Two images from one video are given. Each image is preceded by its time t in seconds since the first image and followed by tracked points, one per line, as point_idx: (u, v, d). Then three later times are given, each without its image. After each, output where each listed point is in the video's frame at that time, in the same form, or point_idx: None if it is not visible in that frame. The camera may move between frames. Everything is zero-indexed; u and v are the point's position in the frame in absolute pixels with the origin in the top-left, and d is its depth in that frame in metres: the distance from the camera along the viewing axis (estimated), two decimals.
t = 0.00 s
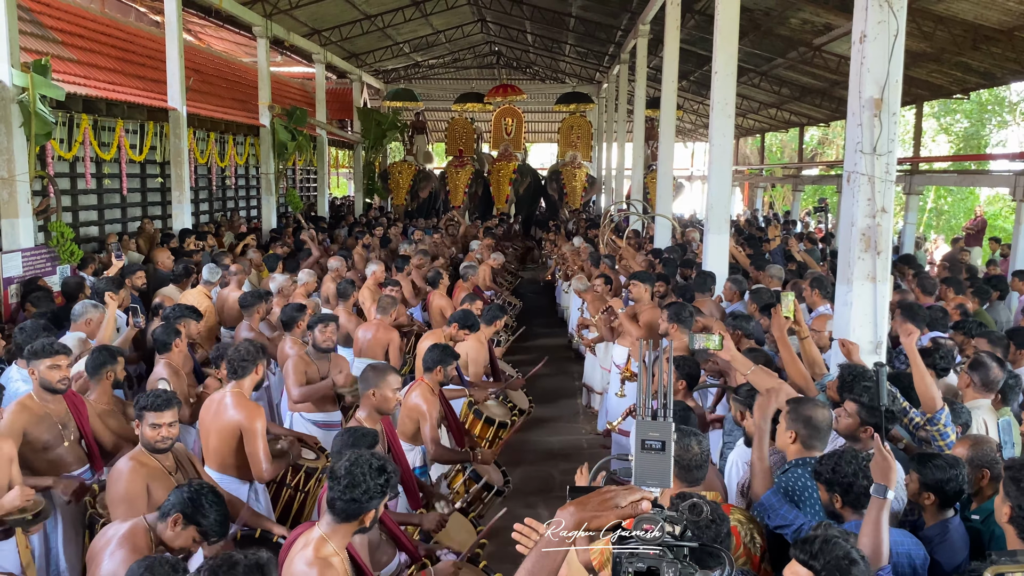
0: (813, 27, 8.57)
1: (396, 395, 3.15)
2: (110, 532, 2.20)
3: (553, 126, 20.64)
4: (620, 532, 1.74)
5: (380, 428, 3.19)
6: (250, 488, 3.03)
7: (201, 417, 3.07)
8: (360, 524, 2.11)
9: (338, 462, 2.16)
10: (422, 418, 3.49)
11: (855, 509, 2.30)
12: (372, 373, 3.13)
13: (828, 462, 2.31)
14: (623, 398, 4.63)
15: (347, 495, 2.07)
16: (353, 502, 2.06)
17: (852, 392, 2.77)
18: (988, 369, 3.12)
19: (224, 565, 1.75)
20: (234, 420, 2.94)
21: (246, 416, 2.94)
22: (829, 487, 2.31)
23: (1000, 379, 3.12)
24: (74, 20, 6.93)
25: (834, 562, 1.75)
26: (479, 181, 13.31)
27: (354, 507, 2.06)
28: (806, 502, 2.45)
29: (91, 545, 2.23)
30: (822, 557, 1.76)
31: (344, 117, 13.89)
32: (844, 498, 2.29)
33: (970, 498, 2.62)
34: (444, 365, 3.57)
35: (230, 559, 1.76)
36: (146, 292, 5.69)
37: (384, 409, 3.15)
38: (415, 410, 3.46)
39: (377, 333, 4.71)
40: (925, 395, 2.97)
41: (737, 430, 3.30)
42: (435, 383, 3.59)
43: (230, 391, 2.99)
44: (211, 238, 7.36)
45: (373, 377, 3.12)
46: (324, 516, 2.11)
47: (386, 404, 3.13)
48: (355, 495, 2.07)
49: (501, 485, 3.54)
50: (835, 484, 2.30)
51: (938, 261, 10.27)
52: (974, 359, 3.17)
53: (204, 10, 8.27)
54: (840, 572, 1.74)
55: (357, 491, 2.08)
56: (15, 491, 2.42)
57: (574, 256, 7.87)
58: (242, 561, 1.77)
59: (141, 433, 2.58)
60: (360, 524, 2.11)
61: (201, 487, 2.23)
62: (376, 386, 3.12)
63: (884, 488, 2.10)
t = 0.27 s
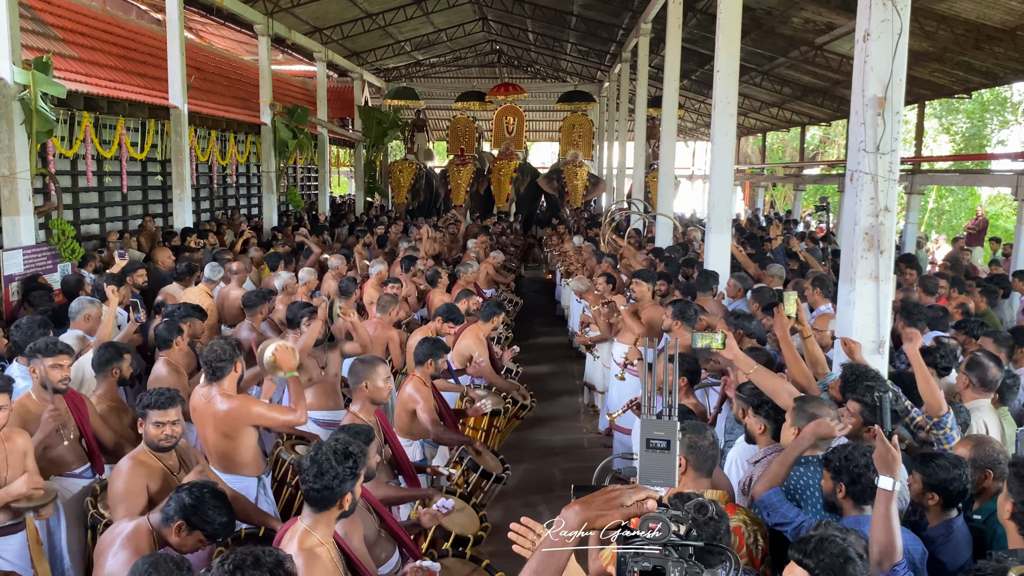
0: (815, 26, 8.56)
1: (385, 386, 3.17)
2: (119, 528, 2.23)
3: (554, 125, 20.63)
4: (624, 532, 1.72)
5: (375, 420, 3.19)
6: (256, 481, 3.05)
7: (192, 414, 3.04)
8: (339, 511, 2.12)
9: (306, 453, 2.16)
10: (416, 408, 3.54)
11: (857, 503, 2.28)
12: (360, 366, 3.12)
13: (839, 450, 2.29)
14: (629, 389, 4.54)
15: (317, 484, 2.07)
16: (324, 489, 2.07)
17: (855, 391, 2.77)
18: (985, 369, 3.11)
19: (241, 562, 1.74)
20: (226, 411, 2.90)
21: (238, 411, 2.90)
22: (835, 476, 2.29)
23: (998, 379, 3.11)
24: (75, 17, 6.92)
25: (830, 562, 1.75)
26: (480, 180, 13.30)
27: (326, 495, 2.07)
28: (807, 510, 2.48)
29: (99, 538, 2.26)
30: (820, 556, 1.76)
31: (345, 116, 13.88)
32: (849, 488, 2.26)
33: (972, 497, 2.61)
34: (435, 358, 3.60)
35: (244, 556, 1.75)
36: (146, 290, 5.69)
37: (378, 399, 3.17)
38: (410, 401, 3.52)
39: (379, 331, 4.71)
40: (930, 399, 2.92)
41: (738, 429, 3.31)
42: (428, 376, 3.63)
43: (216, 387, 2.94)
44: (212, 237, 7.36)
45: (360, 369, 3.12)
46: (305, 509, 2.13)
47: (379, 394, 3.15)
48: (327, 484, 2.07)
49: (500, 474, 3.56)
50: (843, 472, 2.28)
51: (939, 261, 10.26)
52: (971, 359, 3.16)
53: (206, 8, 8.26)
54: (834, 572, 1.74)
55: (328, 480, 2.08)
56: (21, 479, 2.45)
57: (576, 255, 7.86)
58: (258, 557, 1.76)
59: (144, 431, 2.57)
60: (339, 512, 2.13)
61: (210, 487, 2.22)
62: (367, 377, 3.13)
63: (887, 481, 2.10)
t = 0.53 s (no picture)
0: (817, 25, 8.56)
1: (380, 379, 3.16)
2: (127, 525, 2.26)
3: (555, 124, 20.63)
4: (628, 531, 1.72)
5: (372, 414, 3.21)
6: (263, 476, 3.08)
7: (199, 411, 3.05)
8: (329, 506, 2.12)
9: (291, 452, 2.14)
10: (412, 404, 3.56)
11: (865, 507, 2.28)
12: (356, 362, 3.14)
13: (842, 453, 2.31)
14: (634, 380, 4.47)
15: (303, 482, 2.07)
16: (311, 486, 2.06)
17: (857, 391, 2.76)
18: (981, 370, 3.12)
19: (257, 560, 1.73)
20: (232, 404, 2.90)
21: (242, 408, 2.91)
22: (838, 484, 2.30)
23: (995, 379, 3.11)
24: (77, 16, 6.92)
25: (828, 562, 1.75)
26: (482, 179, 13.30)
27: (315, 491, 2.07)
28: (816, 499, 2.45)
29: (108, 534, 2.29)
30: (819, 557, 1.77)
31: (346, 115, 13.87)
32: (854, 495, 2.27)
33: (975, 497, 2.61)
34: (429, 354, 3.59)
35: (260, 554, 1.75)
36: (148, 289, 5.69)
37: (373, 393, 3.17)
38: (405, 397, 3.54)
39: (380, 329, 4.71)
40: (925, 397, 2.94)
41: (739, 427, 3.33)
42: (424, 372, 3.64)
43: (219, 386, 2.93)
44: (213, 235, 7.35)
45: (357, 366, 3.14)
46: (300, 507, 2.12)
47: (374, 388, 3.16)
48: (315, 479, 2.07)
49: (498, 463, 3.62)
50: (844, 481, 2.28)
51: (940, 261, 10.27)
52: (966, 361, 3.16)
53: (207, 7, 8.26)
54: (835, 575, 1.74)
55: (314, 475, 2.07)
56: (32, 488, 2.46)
57: (577, 254, 7.86)
58: (273, 557, 1.76)
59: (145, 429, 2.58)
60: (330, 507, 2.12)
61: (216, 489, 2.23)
62: (364, 371, 3.14)
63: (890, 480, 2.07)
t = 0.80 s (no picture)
0: (817, 25, 8.56)
1: (379, 377, 3.16)
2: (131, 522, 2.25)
3: (556, 124, 20.64)
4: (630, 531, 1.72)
5: (371, 411, 3.22)
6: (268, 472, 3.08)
7: (204, 411, 3.06)
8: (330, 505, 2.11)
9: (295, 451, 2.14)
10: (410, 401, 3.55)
11: (864, 500, 2.30)
12: (356, 359, 3.15)
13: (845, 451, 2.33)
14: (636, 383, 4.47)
15: (306, 481, 2.07)
16: (312, 483, 2.07)
17: (857, 391, 2.76)
18: (978, 373, 3.11)
19: (263, 558, 1.73)
20: (238, 402, 2.88)
21: (249, 406, 2.89)
22: (840, 474, 2.33)
23: (993, 383, 3.11)
24: (77, 15, 6.92)
25: (827, 562, 1.75)
26: (482, 179, 13.29)
27: (317, 488, 2.07)
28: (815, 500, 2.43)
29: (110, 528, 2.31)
30: (817, 557, 1.77)
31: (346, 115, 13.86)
32: (854, 486, 2.30)
33: (978, 497, 2.60)
34: (423, 354, 3.62)
35: (267, 552, 1.75)
36: (149, 288, 5.69)
37: (371, 390, 3.17)
38: (402, 393, 3.53)
39: (381, 330, 4.70)
40: (932, 397, 2.91)
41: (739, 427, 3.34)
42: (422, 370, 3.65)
43: (225, 385, 2.94)
44: (214, 235, 7.35)
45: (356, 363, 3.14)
46: (301, 506, 2.13)
47: (372, 385, 3.15)
48: (321, 476, 2.07)
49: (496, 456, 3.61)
50: (847, 471, 2.31)
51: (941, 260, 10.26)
52: (961, 365, 3.15)
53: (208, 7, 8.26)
54: None
55: (319, 471, 2.07)
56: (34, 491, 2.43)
57: (577, 254, 7.86)
58: (279, 555, 1.76)
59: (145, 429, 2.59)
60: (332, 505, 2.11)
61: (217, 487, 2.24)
62: (363, 368, 3.14)
63: (884, 480, 2.06)
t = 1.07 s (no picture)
0: (815, 25, 8.56)
1: (372, 378, 3.15)
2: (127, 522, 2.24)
3: (554, 124, 20.65)
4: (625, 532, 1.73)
5: (371, 411, 3.26)
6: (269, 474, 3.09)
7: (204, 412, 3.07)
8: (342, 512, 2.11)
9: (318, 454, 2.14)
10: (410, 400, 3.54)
11: (862, 509, 2.30)
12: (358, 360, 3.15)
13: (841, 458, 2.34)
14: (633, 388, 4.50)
15: (328, 484, 2.08)
16: (336, 488, 2.08)
17: (853, 391, 2.76)
18: (975, 377, 3.12)
19: (267, 558, 1.74)
20: (239, 401, 2.89)
21: (249, 406, 2.90)
22: (835, 484, 2.34)
23: (990, 387, 3.12)
24: (75, 17, 6.92)
25: (815, 562, 1.77)
26: (481, 179, 13.30)
27: (337, 494, 2.08)
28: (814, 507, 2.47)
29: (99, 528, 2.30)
30: (804, 557, 1.79)
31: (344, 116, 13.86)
32: (850, 496, 2.30)
33: (975, 497, 2.60)
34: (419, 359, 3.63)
35: (270, 552, 1.75)
36: (147, 290, 5.69)
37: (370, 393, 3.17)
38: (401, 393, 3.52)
39: (379, 330, 4.71)
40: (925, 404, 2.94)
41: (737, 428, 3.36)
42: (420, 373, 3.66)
43: (225, 386, 2.94)
44: (212, 236, 7.35)
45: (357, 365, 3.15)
46: (311, 510, 2.13)
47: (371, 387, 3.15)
48: (343, 482, 2.08)
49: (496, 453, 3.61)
50: (842, 481, 2.32)
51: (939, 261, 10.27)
52: (960, 370, 3.16)
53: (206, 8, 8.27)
54: None
55: (342, 478, 2.09)
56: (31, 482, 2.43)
57: (576, 254, 7.86)
58: (283, 556, 1.76)
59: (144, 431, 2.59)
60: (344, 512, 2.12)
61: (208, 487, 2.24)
62: (360, 370, 3.14)
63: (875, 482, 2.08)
